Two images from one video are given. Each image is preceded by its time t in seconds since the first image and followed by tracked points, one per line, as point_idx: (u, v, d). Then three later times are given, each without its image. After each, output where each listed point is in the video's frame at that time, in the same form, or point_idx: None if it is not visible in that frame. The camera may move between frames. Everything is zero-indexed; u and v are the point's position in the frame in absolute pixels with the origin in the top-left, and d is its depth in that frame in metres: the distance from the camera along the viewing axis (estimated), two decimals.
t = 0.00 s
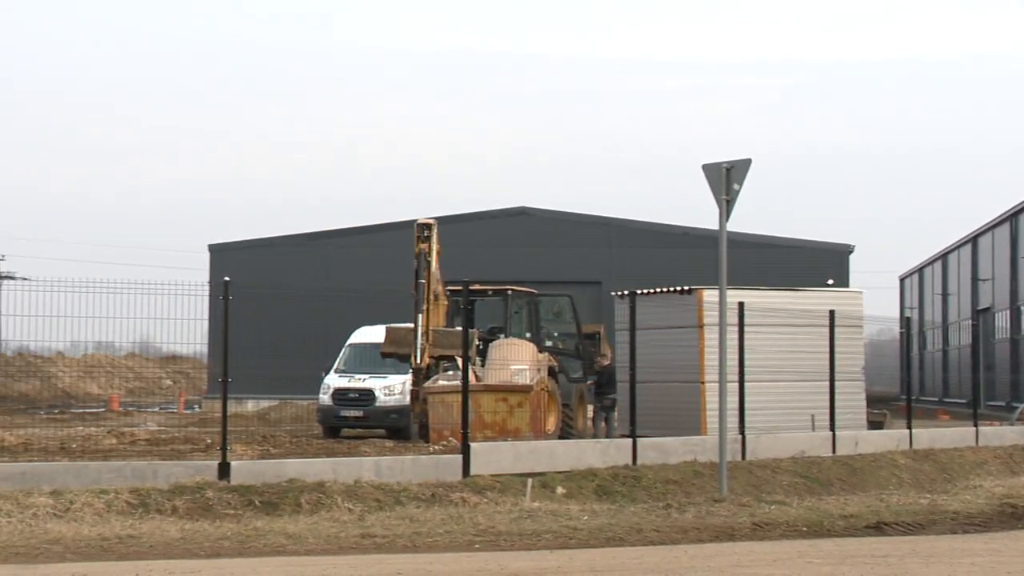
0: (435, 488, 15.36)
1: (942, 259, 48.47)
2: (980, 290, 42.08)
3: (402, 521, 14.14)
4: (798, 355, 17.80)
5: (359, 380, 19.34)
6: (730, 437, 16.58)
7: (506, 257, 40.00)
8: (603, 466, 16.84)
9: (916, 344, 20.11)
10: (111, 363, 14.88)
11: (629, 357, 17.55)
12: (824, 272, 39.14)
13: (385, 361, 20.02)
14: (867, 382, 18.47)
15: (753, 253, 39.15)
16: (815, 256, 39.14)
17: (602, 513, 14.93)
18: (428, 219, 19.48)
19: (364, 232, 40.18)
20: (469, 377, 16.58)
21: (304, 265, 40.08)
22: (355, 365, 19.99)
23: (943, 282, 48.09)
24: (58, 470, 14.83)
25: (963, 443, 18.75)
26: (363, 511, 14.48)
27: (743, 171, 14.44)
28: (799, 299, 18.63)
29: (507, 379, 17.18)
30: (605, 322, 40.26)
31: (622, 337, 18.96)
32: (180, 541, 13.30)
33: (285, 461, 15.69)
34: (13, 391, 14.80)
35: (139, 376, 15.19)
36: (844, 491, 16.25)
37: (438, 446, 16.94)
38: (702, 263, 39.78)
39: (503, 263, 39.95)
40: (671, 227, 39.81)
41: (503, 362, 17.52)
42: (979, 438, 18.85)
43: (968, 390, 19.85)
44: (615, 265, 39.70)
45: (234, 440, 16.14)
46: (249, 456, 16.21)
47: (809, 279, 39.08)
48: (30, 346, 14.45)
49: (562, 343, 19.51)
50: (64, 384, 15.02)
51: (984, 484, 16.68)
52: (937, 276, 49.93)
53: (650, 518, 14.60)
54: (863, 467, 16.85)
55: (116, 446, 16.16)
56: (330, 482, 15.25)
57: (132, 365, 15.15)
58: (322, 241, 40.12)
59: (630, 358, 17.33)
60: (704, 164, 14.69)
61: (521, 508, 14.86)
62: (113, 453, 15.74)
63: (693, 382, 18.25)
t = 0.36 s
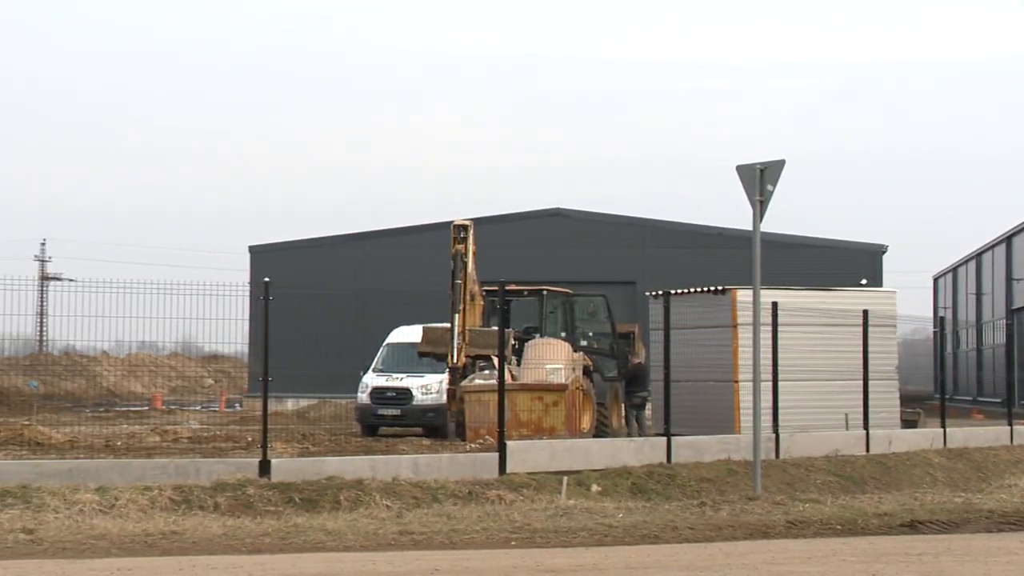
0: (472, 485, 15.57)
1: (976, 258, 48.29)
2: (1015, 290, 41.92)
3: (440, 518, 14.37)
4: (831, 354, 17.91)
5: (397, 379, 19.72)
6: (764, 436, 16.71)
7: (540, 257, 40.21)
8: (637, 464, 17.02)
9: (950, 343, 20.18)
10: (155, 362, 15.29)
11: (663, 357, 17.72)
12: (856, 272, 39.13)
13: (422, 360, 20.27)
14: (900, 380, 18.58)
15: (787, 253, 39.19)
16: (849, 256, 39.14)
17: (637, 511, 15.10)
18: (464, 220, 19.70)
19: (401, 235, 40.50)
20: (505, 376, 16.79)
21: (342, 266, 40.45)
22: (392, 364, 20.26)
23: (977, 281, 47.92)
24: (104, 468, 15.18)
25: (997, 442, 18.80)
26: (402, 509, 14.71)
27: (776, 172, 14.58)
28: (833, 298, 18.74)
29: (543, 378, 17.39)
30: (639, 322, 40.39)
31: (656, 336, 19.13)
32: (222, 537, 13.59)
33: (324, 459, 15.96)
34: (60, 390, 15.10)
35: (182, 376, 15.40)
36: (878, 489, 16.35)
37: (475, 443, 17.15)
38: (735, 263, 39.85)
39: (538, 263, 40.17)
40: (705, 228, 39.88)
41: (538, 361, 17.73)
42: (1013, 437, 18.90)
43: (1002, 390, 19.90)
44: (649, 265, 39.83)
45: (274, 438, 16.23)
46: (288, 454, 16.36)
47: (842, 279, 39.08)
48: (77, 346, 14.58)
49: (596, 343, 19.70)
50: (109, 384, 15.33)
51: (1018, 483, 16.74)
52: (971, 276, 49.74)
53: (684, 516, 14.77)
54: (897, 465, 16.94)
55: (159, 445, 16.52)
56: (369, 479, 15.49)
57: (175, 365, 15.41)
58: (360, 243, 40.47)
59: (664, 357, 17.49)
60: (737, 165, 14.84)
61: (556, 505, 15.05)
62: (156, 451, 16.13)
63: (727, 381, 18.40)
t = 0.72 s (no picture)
0: (505, 482, 15.78)
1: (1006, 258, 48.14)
2: None
3: (474, 515, 14.60)
4: (861, 353, 18.02)
5: (430, 377, 19.97)
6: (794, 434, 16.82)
7: (571, 257, 40.38)
8: (668, 461, 17.20)
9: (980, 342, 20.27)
10: (193, 360, 15.55)
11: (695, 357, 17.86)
12: (886, 272, 39.09)
13: (455, 359, 20.52)
14: (930, 379, 18.67)
15: (819, 253, 39.22)
16: (879, 256, 39.11)
17: (669, 508, 15.28)
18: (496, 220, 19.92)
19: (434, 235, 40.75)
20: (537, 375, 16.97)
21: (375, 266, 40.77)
22: (426, 363, 20.52)
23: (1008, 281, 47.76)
24: (144, 464, 15.50)
25: None
26: (436, 505, 14.95)
27: (806, 172, 14.73)
28: (862, 298, 18.86)
29: (575, 377, 17.58)
30: (669, 322, 40.51)
31: (687, 335, 19.29)
32: (260, 532, 13.85)
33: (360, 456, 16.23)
34: (101, 387, 15.46)
35: (219, 374, 15.50)
36: (908, 486, 16.46)
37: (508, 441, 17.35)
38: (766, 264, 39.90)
39: (568, 262, 40.34)
40: (736, 228, 39.95)
41: (570, 360, 17.93)
42: None
43: None
44: (679, 265, 39.95)
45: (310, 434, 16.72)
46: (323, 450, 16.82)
47: (871, 279, 39.06)
48: (117, 346, 14.85)
49: (627, 342, 19.86)
50: (149, 380, 15.62)
51: None
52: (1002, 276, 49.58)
53: (716, 513, 14.94)
54: (927, 463, 17.04)
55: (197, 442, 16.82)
56: (404, 476, 15.72)
57: (212, 363, 15.48)
58: (393, 244, 40.79)
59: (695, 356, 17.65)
60: (768, 165, 14.99)
61: (589, 502, 15.25)
62: (195, 448, 16.45)
63: (757, 380, 18.54)
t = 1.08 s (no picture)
0: (532, 480, 15.98)
1: None
2: None
3: (502, 512, 14.82)
4: (885, 352, 18.15)
5: (458, 376, 20.23)
6: (819, 432, 16.94)
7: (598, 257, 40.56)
8: (694, 460, 17.36)
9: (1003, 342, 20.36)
10: (226, 359, 15.78)
11: (720, 356, 18.03)
12: (908, 273, 39.07)
13: (482, 358, 20.76)
14: (955, 379, 18.77)
15: (845, 253, 39.25)
16: (900, 257, 39.06)
17: (694, 506, 15.46)
18: (523, 222, 20.14)
19: (462, 236, 40.96)
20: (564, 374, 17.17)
21: (403, 266, 41.05)
22: (454, 362, 20.77)
23: None
24: (178, 461, 15.80)
25: None
26: (464, 502, 15.17)
27: (831, 173, 14.87)
28: (888, 298, 18.98)
29: (602, 377, 17.77)
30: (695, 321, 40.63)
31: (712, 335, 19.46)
32: (292, 529, 14.10)
33: (389, 454, 16.48)
34: (136, 386, 15.63)
35: (250, 372, 15.74)
36: (933, 485, 16.57)
37: (535, 439, 17.55)
38: (791, 263, 39.97)
39: (595, 262, 40.53)
40: (762, 228, 40.04)
41: (597, 359, 18.12)
42: None
43: None
44: (705, 266, 40.10)
45: (340, 433, 16.81)
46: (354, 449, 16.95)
47: (895, 280, 39.07)
48: (152, 344, 15.13)
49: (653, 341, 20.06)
50: (183, 380, 15.88)
51: None
52: None
53: (741, 511, 15.11)
54: (952, 462, 17.16)
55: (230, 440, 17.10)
56: (432, 474, 15.95)
57: (244, 361, 15.74)
58: (420, 244, 41.09)
59: (720, 356, 17.81)
60: (793, 166, 15.14)
61: (615, 500, 15.44)
62: (227, 445, 16.71)
63: (782, 379, 18.68)
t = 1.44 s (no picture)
0: (556, 478, 16.22)
1: None
2: None
3: (526, 509, 15.06)
4: (905, 352, 18.29)
5: (483, 375, 20.49)
6: (840, 431, 17.10)
7: (621, 257, 40.76)
8: (716, 458, 17.57)
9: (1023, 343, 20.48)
10: (254, 358, 16.06)
11: (741, 356, 18.22)
12: (930, 273, 39.13)
13: (506, 358, 21.01)
14: (974, 378, 18.90)
15: (867, 253, 39.32)
16: (922, 257, 39.14)
17: (716, 504, 15.66)
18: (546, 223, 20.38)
19: (487, 236, 41.20)
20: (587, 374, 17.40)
21: (428, 267, 41.38)
22: (479, 361, 21.03)
23: None
24: (208, 459, 16.10)
25: None
26: (489, 499, 15.41)
27: (852, 175, 15.03)
28: (908, 298, 19.12)
29: (624, 376, 17.99)
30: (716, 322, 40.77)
31: (734, 335, 19.65)
32: (320, 525, 14.38)
33: (414, 451, 16.73)
34: (168, 385, 16.09)
35: (279, 372, 16.08)
36: (954, 483, 16.72)
37: (559, 438, 17.79)
38: (813, 264, 40.06)
39: (618, 262, 40.75)
40: (784, 228, 40.13)
41: (620, 359, 18.35)
42: None
43: None
44: (727, 266, 40.22)
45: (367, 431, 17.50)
46: (379, 446, 17.28)
47: (917, 280, 39.13)
48: (183, 343, 15.33)
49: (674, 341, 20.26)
50: (213, 379, 16.07)
51: None
52: None
53: (763, 509, 15.30)
54: (972, 460, 17.30)
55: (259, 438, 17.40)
56: (458, 471, 16.20)
57: (274, 361, 16.15)
58: (444, 245, 41.41)
59: (741, 356, 17.99)
60: (814, 168, 15.31)
61: (638, 498, 15.66)
62: (256, 443, 17.00)
63: (803, 378, 18.85)
